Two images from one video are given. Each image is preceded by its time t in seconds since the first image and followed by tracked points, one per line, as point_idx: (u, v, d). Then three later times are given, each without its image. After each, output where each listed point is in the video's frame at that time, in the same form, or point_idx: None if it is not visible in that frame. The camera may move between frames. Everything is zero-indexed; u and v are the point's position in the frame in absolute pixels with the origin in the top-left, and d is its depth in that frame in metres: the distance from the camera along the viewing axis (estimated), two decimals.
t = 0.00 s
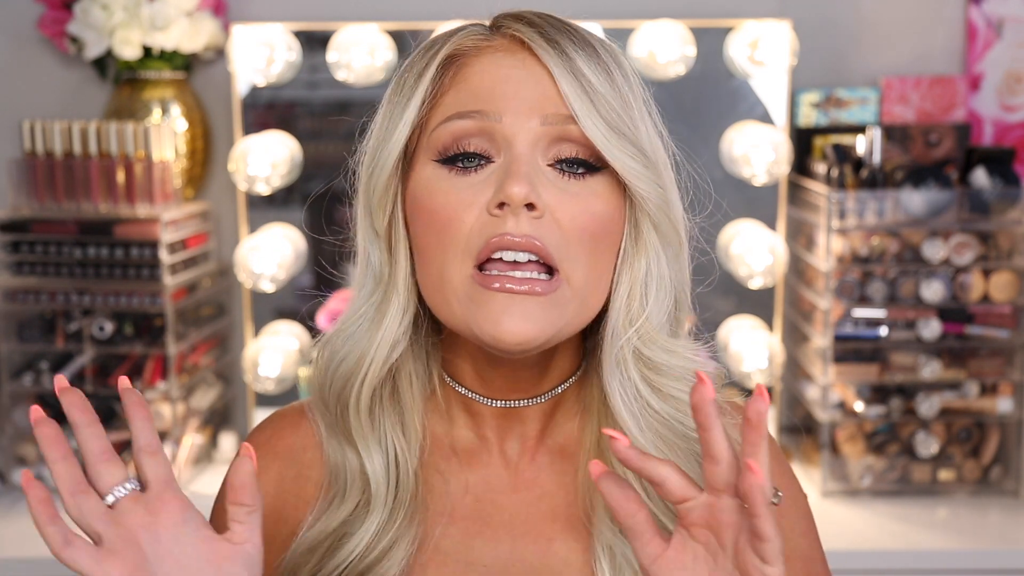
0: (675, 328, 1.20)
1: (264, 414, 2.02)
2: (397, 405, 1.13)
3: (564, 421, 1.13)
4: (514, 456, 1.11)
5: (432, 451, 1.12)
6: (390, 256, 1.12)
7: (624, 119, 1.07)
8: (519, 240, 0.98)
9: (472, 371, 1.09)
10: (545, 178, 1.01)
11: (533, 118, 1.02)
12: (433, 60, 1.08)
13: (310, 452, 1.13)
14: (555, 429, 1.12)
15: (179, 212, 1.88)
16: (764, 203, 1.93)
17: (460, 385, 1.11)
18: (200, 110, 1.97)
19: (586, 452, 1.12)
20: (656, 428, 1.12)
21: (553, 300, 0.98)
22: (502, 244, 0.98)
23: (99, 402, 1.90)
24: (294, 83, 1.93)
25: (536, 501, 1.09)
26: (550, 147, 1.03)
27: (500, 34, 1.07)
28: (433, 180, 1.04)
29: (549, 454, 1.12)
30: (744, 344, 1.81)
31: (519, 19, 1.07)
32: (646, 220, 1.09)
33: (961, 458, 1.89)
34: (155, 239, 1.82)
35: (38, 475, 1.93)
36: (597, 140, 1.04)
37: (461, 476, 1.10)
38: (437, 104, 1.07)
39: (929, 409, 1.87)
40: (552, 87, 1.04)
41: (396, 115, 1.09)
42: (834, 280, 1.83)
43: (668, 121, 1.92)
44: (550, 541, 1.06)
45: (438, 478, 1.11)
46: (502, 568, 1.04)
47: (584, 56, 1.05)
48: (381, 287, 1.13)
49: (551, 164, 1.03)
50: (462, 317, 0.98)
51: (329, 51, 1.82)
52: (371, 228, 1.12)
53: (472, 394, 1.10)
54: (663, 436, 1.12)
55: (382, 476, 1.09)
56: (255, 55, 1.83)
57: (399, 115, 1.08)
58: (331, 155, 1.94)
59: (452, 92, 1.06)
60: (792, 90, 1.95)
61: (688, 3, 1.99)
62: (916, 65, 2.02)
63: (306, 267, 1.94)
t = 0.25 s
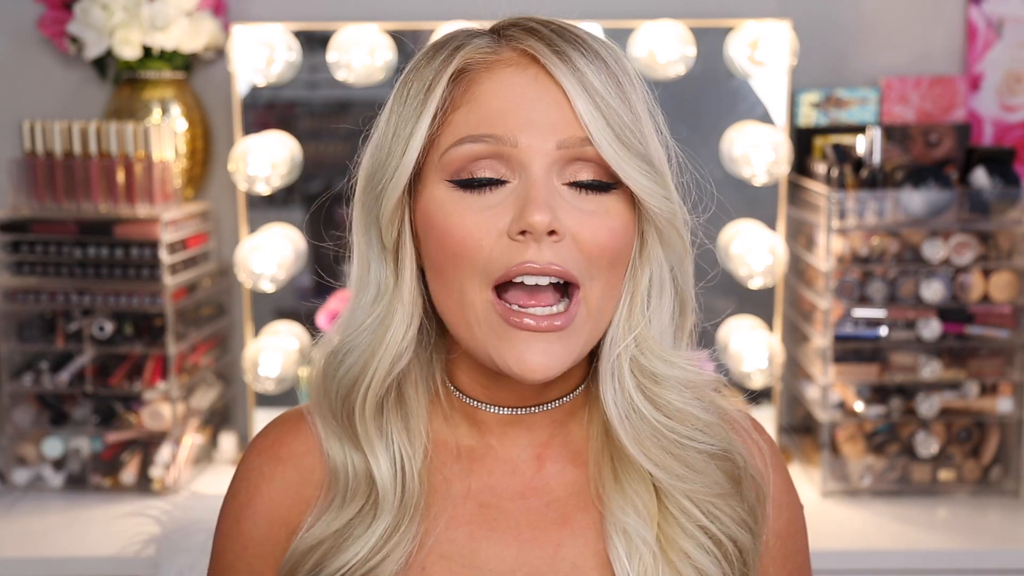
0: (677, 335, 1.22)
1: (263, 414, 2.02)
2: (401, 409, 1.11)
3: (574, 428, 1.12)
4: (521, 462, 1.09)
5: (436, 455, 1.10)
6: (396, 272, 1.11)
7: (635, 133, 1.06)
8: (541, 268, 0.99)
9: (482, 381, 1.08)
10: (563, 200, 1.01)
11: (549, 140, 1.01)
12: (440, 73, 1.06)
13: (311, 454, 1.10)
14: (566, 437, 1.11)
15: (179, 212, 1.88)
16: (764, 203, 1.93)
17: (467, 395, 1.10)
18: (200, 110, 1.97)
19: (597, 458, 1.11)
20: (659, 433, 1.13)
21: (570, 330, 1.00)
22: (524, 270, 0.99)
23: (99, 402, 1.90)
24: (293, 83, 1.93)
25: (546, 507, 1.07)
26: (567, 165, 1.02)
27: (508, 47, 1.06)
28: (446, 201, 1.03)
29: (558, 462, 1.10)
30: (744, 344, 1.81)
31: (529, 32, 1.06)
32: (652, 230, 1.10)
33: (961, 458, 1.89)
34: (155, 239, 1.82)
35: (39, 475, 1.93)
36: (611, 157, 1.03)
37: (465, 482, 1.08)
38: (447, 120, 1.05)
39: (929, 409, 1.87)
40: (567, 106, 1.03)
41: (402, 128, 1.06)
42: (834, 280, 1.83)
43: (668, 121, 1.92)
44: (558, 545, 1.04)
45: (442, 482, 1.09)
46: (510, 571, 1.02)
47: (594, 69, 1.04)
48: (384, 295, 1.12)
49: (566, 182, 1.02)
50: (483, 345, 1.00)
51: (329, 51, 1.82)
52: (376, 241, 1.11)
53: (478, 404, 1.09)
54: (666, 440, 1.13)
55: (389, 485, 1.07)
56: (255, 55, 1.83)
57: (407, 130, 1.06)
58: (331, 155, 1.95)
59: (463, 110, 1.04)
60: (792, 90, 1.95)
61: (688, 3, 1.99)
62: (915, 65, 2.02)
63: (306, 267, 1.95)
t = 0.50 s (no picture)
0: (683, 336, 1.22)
1: (263, 414, 2.02)
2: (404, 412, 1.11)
3: (577, 428, 1.13)
4: (525, 464, 1.09)
5: (440, 457, 1.10)
6: (407, 283, 1.10)
7: (641, 138, 1.06)
8: (545, 273, 0.98)
9: (484, 383, 1.08)
10: (567, 205, 1.01)
11: (556, 144, 1.01)
12: (444, 77, 1.05)
13: (315, 458, 1.09)
14: (567, 436, 1.12)
15: (179, 212, 1.88)
16: (764, 203, 1.93)
17: (468, 396, 1.10)
18: (201, 110, 1.98)
19: (599, 459, 1.12)
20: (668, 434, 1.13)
21: (574, 320, 0.99)
22: (529, 275, 0.98)
23: (99, 402, 1.90)
24: (293, 83, 1.93)
25: (549, 507, 1.07)
26: (571, 169, 1.02)
27: (512, 50, 1.06)
28: (450, 205, 1.02)
29: (560, 462, 1.10)
30: (744, 344, 1.81)
31: (534, 36, 1.06)
32: (660, 234, 1.11)
33: (961, 458, 1.89)
34: (155, 239, 1.83)
35: (39, 475, 1.93)
36: (618, 162, 1.04)
37: (469, 483, 1.08)
38: (451, 124, 1.05)
39: (929, 409, 1.86)
40: (573, 110, 1.03)
41: (405, 131, 1.06)
42: (834, 280, 1.83)
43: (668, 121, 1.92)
44: (560, 546, 1.05)
45: (446, 484, 1.09)
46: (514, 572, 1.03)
47: (599, 74, 1.05)
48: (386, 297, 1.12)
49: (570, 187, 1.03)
50: (487, 338, 0.99)
51: (329, 51, 1.82)
52: (383, 248, 1.10)
53: (478, 404, 1.09)
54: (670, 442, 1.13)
55: (396, 488, 1.07)
56: (255, 55, 1.83)
57: (411, 133, 1.06)
58: (331, 155, 1.95)
59: (468, 114, 1.04)
60: (792, 90, 1.94)
61: (688, 2, 1.99)
62: (916, 65, 2.02)
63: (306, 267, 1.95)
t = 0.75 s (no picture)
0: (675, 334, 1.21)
1: (264, 414, 2.02)
2: (397, 412, 1.12)
3: (570, 430, 1.13)
4: (518, 465, 1.09)
5: (432, 457, 1.11)
6: (393, 274, 1.11)
7: (635, 133, 1.06)
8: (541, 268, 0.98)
9: (477, 379, 1.08)
10: (562, 200, 1.01)
11: (551, 138, 1.01)
12: (439, 72, 1.06)
13: (307, 460, 1.10)
14: (561, 437, 1.11)
15: (179, 212, 1.88)
16: (764, 203, 1.93)
17: (461, 397, 1.10)
18: (200, 110, 1.97)
19: (593, 461, 1.12)
20: (658, 436, 1.13)
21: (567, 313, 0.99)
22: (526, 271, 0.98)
23: (99, 402, 1.90)
24: (293, 83, 1.93)
25: (541, 509, 1.08)
26: (567, 164, 1.02)
27: (508, 46, 1.06)
28: (445, 199, 1.02)
29: (553, 464, 1.10)
30: (744, 344, 1.81)
31: (528, 32, 1.06)
32: (652, 230, 1.10)
33: (961, 458, 1.89)
34: (155, 239, 1.82)
35: (39, 475, 1.93)
36: (613, 157, 1.04)
37: (461, 485, 1.09)
38: (446, 120, 1.05)
39: (929, 409, 1.86)
40: (568, 105, 1.03)
41: (400, 127, 1.06)
42: (834, 280, 1.83)
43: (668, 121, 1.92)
44: (552, 547, 1.05)
45: (439, 485, 1.09)
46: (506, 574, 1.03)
47: (594, 69, 1.05)
48: (380, 297, 1.12)
49: (565, 183, 1.02)
50: (484, 334, 0.99)
51: (329, 51, 1.82)
52: (372, 239, 1.11)
53: (471, 404, 1.09)
54: (662, 442, 1.13)
55: (388, 488, 1.07)
56: (255, 55, 1.83)
57: (405, 129, 1.06)
58: (331, 155, 1.95)
59: (463, 109, 1.04)
60: (792, 90, 1.94)
61: (688, 2, 1.99)
62: (915, 65, 2.02)
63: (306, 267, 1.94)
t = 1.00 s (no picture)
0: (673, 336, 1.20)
1: (263, 414, 2.03)
2: (394, 413, 1.12)
3: (567, 435, 1.12)
4: (515, 467, 1.09)
5: (429, 459, 1.11)
6: (392, 274, 1.11)
7: (633, 135, 1.07)
8: (536, 265, 0.97)
9: (475, 382, 1.07)
10: (560, 201, 1.01)
11: (549, 138, 1.01)
12: (438, 72, 1.06)
13: (303, 462, 1.10)
14: (558, 442, 1.11)
15: (178, 212, 1.88)
16: (764, 203, 1.93)
17: (457, 398, 1.10)
18: (201, 110, 1.98)
19: (589, 464, 1.12)
20: (660, 436, 1.14)
21: (563, 313, 0.98)
22: (522, 269, 0.97)
23: (99, 402, 1.90)
24: (293, 83, 1.93)
25: (537, 512, 1.08)
26: (565, 164, 1.02)
27: (507, 46, 1.07)
28: (442, 198, 1.02)
29: (549, 467, 1.10)
30: (744, 344, 1.81)
31: (528, 32, 1.06)
32: (650, 232, 1.10)
33: (961, 458, 1.89)
34: (155, 239, 1.83)
35: (39, 475, 1.93)
36: (610, 158, 1.03)
37: (458, 487, 1.09)
38: (444, 119, 1.05)
39: (929, 409, 1.86)
40: (566, 105, 1.03)
41: (399, 126, 1.06)
42: (834, 280, 1.83)
43: (668, 121, 1.92)
44: (548, 550, 1.05)
45: (435, 487, 1.09)
46: None
47: (593, 69, 1.05)
48: (379, 298, 1.12)
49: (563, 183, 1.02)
50: (480, 333, 0.99)
51: (329, 51, 1.82)
52: (371, 239, 1.11)
53: (467, 406, 1.09)
54: (660, 446, 1.13)
55: (385, 489, 1.07)
56: (255, 55, 1.83)
57: (404, 128, 1.06)
58: (331, 155, 1.95)
59: (462, 108, 1.04)
60: (792, 90, 1.94)
61: (689, 2, 1.99)
62: (915, 65, 2.02)
63: (306, 267, 1.95)
